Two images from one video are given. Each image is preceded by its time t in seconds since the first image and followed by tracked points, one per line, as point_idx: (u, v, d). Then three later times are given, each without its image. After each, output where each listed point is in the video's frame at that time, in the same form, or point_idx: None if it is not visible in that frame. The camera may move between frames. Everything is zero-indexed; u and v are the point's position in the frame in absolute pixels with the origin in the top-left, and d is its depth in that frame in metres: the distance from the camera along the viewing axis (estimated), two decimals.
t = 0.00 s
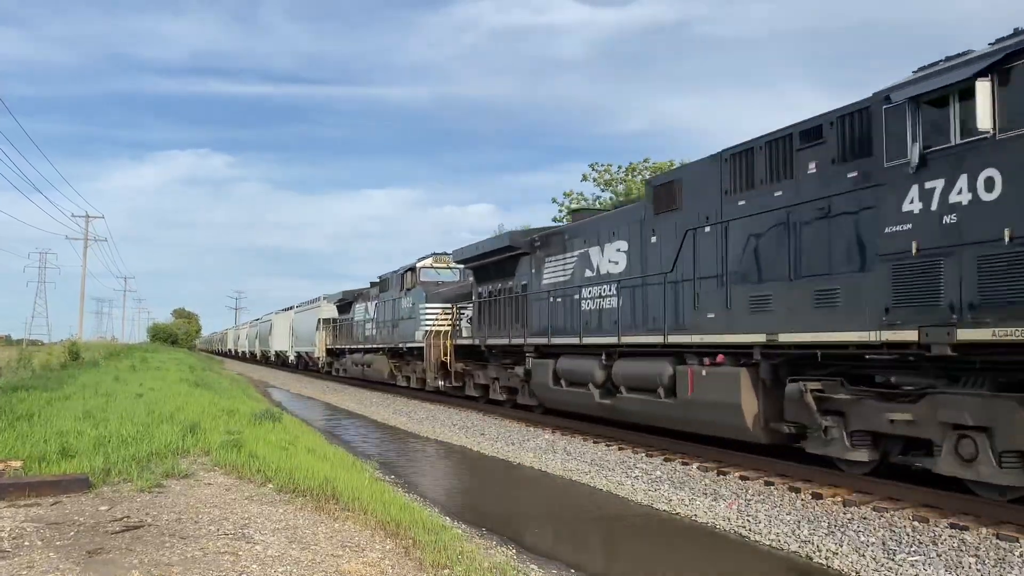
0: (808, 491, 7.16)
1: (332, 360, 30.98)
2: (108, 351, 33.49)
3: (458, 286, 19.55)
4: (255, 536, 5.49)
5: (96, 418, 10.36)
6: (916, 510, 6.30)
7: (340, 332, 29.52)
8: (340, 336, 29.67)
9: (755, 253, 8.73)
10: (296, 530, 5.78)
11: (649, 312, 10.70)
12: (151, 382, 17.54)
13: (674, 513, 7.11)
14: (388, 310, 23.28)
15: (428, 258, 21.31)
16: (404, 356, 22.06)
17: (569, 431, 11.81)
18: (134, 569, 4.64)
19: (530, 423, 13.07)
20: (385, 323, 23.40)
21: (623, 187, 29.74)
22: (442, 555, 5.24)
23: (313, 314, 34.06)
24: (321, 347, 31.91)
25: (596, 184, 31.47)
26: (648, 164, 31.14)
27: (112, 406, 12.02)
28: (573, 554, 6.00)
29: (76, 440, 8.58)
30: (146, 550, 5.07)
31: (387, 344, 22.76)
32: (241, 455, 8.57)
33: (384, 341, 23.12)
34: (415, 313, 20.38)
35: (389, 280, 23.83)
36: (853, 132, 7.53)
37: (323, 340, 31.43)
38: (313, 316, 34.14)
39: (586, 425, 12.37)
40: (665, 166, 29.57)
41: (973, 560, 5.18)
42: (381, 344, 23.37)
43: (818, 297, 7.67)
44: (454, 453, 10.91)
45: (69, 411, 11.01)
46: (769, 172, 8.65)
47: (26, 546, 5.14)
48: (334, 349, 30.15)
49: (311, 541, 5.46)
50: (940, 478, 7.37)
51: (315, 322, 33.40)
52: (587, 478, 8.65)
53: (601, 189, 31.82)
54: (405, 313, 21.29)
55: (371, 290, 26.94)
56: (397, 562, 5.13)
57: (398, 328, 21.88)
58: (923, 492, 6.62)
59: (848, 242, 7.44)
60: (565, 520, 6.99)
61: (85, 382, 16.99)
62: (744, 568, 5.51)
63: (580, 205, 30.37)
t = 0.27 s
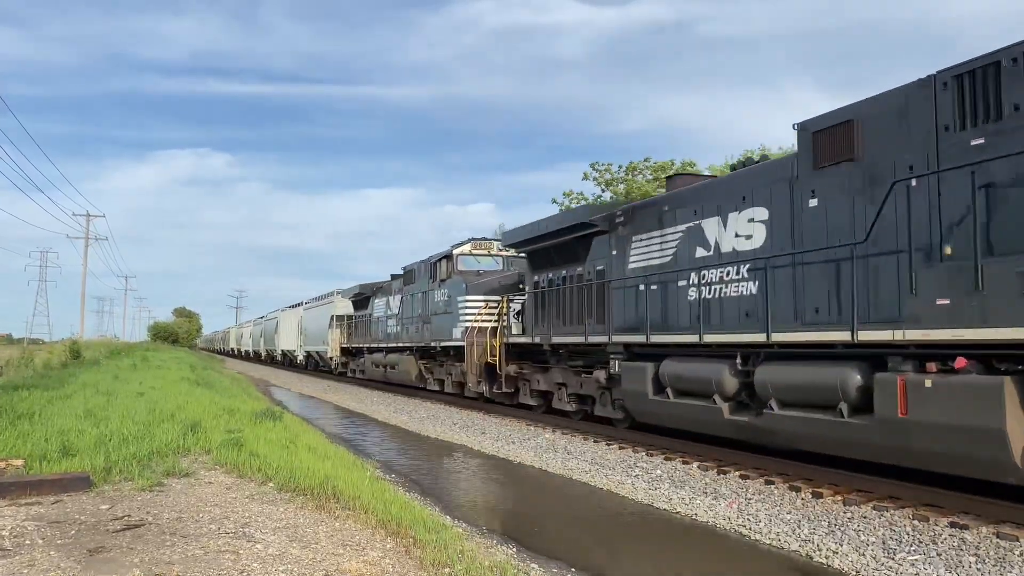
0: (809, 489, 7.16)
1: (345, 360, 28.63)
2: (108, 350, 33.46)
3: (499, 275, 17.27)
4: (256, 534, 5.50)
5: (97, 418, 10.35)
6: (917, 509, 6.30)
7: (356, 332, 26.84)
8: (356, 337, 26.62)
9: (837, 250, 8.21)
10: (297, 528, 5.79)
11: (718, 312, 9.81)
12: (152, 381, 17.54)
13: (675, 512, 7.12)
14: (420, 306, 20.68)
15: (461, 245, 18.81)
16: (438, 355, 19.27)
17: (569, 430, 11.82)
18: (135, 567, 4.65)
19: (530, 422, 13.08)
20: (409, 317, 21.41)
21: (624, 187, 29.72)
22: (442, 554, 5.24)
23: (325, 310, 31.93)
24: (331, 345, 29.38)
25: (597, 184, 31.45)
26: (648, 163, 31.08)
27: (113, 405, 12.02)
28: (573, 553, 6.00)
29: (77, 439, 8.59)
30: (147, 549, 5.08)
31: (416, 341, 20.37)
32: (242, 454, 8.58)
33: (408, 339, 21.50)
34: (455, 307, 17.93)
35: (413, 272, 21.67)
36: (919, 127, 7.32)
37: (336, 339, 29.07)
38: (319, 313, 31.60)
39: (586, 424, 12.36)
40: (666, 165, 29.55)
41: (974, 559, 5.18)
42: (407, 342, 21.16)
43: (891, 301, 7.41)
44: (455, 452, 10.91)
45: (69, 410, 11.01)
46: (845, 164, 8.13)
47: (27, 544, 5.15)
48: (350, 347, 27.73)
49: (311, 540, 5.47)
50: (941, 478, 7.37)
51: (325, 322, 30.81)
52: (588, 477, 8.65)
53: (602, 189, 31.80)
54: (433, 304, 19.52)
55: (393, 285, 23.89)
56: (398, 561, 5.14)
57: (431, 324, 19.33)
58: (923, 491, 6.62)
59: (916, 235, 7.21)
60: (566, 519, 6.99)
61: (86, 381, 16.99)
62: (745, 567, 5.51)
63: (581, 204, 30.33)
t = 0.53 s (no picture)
0: (809, 489, 7.16)
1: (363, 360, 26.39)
2: (109, 349, 33.48)
3: (559, 264, 14.37)
4: (257, 533, 5.51)
5: (98, 417, 10.35)
6: (917, 509, 6.30)
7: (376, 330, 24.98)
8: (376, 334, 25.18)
9: (829, 246, 7.99)
10: (298, 527, 5.79)
11: (734, 303, 9.45)
12: (152, 380, 17.56)
13: (675, 512, 7.13)
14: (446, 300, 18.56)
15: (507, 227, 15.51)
16: (468, 355, 17.46)
17: (570, 429, 11.81)
18: (136, 566, 4.66)
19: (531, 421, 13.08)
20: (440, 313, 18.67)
21: (625, 186, 29.70)
22: (443, 553, 5.25)
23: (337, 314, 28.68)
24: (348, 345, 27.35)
25: (598, 183, 31.44)
26: (649, 162, 31.02)
27: (114, 403, 12.04)
28: (575, 552, 6.00)
29: (78, 437, 8.60)
30: (148, 548, 5.09)
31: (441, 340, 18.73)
32: (243, 453, 8.58)
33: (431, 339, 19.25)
34: (500, 297, 15.28)
35: (447, 260, 18.67)
36: (905, 121, 7.45)
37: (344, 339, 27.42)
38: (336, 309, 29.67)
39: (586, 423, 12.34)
40: (666, 164, 29.53)
41: (973, 559, 5.18)
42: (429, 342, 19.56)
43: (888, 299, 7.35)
44: (455, 451, 10.92)
45: (70, 409, 11.02)
46: (834, 155, 8.13)
47: (28, 543, 5.16)
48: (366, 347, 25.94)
49: (312, 539, 5.47)
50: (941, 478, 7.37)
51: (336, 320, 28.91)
52: (588, 476, 8.65)
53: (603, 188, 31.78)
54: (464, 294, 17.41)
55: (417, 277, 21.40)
56: (399, 560, 5.15)
57: (470, 320, 16.72)
58: (924, 491, 6.63)
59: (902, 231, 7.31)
60: (566, 518, 7.00)
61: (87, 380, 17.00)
62: (745, 567, 5.51)
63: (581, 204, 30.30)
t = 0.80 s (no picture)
0: (810, 489, 7.16)
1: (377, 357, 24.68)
2: (110, 348, 33.51)
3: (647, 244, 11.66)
4: (258, 532, 5.51)
5: (99, 416, 10.35)
6: (918, 509, 6.29)
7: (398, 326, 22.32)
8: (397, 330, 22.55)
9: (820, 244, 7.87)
10: (299, 526, 5.80)
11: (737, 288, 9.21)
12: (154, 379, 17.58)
13: (676, 511, 7.12)
14: (492, 293, 15.61)
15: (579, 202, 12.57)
16: (519, 357, 14.82)
17: (571, 429, 11.81)
18: (137, 565, 4.66)
19: (532, 421, 13.07)
20: (481, 305, 16.14)
21: (626, 186, 29.67)
22: (443, 552, 5.25)
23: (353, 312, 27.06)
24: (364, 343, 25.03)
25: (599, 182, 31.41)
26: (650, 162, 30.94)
27: (115, 402, 12.04)
28: (577, 552, 5.98)
29: (79, 436, 8.60)
30: (149, 547, 5.09)
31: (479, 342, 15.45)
32: (244, 452, 8.58)
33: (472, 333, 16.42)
34: (574, 287, 12.25)
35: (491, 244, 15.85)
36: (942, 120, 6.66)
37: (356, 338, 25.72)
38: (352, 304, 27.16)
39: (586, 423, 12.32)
40: (667, 164, 29.51)
41: (974, 559, 5.17)
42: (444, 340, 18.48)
43: (882, 298, 7.27)
44: (456, 450, 10.92)
45: (71, 408, 11.03)
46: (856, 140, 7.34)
47: (30, 541, 5.17)
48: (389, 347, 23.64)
49: (313, 538, 5.47)
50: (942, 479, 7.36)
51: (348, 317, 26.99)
52: (589, 476, 8.64)
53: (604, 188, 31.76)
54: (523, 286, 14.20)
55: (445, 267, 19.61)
56: (400, 559, 5.15)
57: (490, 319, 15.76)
58: (925, 491, 6.62)
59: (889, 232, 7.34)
60: (568, 518, 6.99)
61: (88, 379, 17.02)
62: (745, 566, 5.51)
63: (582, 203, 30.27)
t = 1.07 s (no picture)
0: (811, 489, 7.16)
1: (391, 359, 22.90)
2: (111, 347, 33.53)
3: (783, 213, 8.94)
4: (259, 532, 5.52)
5: (100, 414, 10.37)
6: (919, 509, 6.29)
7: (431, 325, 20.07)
8: (426, 327, 20.60)
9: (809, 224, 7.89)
10: (300, 526, 5.80)
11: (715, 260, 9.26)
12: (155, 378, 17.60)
13: (676, 511, 7.13)
14: (547, 286, 13.44)
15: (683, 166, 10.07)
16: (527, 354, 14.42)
17: (571, 429, 11.81)
18: (139, 564, 4.66)
19: (533, 421, 13.07)
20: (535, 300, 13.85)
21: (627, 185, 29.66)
22: (444, 551, 5.26)
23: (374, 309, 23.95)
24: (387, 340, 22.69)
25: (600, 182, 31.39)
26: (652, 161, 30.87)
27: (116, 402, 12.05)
28: (578, 552, 5.98)
29: (80, 436, 8.61)
30: (150, 546, 5.10)
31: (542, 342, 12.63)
32: (245, 452, 8.58)
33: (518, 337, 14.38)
34: (682, 273, 9.58)
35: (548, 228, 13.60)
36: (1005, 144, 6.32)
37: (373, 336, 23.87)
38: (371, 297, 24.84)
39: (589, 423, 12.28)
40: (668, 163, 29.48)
41: (975, 560, 5.17)
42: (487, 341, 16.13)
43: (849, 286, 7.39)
44: (457, 450, 10.93)
45: (73, 407, 11.03)
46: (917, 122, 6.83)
47: (31, 541, 5.17)
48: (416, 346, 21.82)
49: (314, 538, 5.48)
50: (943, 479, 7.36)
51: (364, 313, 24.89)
52: (589, 476, 8.65)
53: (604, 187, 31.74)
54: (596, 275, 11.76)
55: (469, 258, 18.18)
56: (400, 558, 5.15)
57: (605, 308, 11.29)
58: (926, 491, 6.62)
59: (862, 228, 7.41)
60: (569, 518, 6.99)
61: (89, 378, 17.03)
62: (745, 567, 5.51)
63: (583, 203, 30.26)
